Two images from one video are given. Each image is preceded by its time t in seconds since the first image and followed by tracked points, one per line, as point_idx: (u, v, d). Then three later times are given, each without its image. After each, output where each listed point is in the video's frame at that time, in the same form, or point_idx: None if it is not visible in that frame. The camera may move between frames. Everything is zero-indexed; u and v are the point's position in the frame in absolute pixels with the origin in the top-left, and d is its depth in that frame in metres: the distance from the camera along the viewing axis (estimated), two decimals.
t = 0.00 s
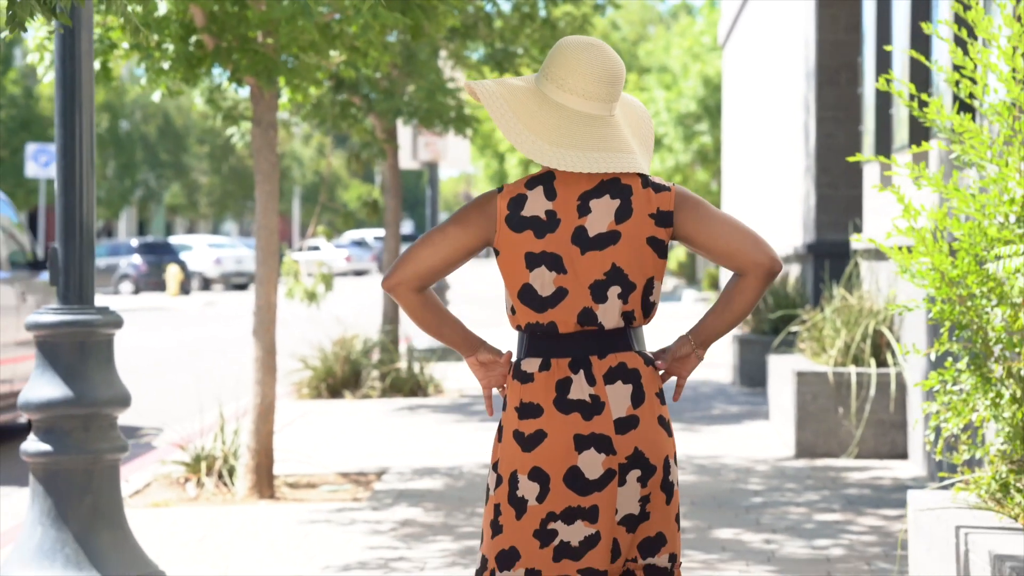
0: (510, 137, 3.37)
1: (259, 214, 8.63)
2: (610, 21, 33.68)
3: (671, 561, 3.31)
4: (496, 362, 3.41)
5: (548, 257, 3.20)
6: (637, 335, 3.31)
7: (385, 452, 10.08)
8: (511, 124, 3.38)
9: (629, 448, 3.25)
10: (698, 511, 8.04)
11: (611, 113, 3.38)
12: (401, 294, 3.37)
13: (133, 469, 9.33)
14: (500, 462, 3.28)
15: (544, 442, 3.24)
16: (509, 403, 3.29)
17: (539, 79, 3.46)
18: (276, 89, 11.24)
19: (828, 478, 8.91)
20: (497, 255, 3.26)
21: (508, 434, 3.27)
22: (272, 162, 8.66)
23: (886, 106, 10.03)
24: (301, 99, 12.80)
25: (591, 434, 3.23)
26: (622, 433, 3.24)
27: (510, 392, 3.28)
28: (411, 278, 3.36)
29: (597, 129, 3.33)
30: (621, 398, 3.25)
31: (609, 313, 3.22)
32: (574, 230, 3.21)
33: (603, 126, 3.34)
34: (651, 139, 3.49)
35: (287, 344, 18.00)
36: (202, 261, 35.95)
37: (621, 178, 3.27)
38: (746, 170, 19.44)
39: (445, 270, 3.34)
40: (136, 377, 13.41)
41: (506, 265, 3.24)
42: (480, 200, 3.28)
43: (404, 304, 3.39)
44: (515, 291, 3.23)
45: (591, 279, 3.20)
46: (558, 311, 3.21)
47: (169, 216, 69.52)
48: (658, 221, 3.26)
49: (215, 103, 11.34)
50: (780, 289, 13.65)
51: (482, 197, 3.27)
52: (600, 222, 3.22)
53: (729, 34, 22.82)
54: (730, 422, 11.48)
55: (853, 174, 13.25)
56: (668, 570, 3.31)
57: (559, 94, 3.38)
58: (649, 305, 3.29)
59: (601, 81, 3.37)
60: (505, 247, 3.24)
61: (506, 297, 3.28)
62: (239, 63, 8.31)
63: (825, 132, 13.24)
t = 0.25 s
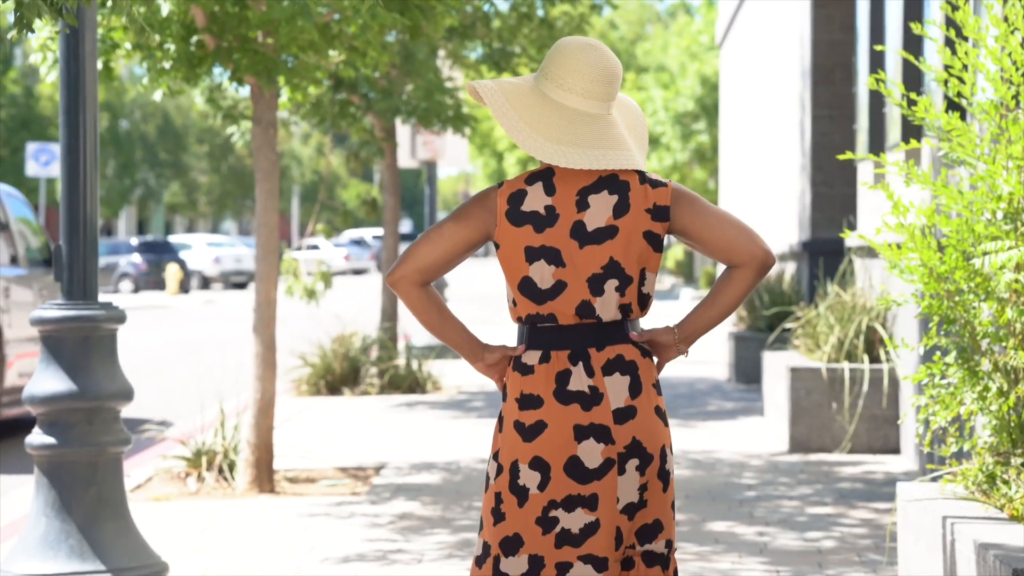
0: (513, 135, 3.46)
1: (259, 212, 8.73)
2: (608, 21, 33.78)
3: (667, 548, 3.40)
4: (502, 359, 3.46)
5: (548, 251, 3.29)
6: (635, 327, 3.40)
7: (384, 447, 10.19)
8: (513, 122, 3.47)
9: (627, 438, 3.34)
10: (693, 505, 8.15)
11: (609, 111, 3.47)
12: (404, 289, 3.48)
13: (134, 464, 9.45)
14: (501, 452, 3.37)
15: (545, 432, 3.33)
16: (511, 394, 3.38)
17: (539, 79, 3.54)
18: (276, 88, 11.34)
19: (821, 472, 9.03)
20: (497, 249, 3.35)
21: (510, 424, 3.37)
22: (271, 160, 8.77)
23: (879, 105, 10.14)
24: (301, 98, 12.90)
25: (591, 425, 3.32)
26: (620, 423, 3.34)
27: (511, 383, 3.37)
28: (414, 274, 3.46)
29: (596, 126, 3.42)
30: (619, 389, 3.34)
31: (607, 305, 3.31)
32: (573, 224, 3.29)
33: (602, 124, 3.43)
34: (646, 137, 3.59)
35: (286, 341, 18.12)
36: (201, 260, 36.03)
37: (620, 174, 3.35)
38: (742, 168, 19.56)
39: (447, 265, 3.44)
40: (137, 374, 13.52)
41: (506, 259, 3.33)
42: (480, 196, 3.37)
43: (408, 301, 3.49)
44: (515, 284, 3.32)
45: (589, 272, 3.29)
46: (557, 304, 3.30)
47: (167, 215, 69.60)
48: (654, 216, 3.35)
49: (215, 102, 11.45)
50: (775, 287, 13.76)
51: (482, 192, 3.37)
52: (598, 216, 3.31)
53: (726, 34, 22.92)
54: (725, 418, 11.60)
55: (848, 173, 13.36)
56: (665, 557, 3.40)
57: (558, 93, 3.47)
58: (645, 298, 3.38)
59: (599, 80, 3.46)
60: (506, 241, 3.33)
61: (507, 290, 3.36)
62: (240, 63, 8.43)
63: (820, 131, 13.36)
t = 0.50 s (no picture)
0: (514, 133, 3.49)
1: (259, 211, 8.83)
2: (606, 20, 33.90)
3: (663, 533, 3.40)
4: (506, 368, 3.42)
5: (546, 245, 3.32)
6: (630, 321, 3.42)
7: (383, 442, 10.29)
8: (513, 120, 3.50)
9: (622, 427, 3.37)
10: (688, 499, 8.24)
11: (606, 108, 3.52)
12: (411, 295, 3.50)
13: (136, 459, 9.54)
14: (499, 442, 3.39)
15: (542, 422, 3.35)
16: (508, 386, 3.40)
17: (537, 79, 3.59)
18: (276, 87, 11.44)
19: (815, 467, 9.12)
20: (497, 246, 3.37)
21: (507, 415, 3.39)
22: (272, 159, 8.85)
23: (874, 103, 10.24)
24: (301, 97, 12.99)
25: (587, 414, 3.35)
26: (616, 413, 3.36)
27: (508, 375, 3.40)
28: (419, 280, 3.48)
29: (595, 121, 3.46)
30: (615, 379, 3.37)
31: (603, 299, 3.34)
32: (571, 219, 3.33)
33: (600, 120, 3.47)
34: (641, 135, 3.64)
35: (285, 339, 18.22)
36: (201, 258, 36.15)
37: (616, 172, 3.39)
38: (740, 166, 19.65)
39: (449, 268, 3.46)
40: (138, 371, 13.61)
41: (505, 255, 3.35)
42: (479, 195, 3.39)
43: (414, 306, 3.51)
44: (513, 278, 3.35)
45: (586, 267, 3.32)
46: (554, 297, 3.33)
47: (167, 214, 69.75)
48: (651, 213, 3.38)
49: (216, 101, 11.56)
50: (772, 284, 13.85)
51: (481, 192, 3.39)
52: (595, 212, 3.34)
53: (724, 33, 23.03)
54: (722, 414, 11.69)
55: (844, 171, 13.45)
56: (661, 542, 3.40)
57: (557, 92, 3.52)
58: (641, 294, 3.41)
59: (596, 77, 3.51)
60: (505, 237, 3.35)
61: (504, 284, 3.39)
62: (240, 62, 8.54)
63: (816, 129, 13.45)
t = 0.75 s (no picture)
0: (513, 128, 3.57)
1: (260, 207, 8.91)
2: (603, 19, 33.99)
3: (661, 520, 3.48)
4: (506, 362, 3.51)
5: (543, 238, 3.41)
6: (627, 312, 3.50)
7: (383, 438, 10.38)
8: (513, 116, 3.58)
9: (619, 416, 3.44)
10: (685, 492, 8.34)
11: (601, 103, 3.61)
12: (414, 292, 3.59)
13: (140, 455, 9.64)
14: (499, 430, 3.48)
15: (540, 411, 3.44)
16: (507, 376, 3.49)
17: (533, 77, 3.67)
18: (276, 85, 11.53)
19: (811, 460, 9.22)
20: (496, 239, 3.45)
21: (507, 404, 3.48)
22: (271, 156, 8.93)
23: (868, 101, 10.33)
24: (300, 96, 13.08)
25: (585, 403, 3.43)
26: (613, 402, 3.44)
27: (508, 365, 3.49)
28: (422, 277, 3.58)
29: (592, 115, 3.54)
30: (612, 369, 3.45)
31: (600, 291, 3.42)
32: (568, 213, 3.41)
33: (597, 114, 3.56)
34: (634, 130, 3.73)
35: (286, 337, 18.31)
36: (201, 258, 36.25)
37: (613, 167, 3.47)
38: (737, 164, 19.75)
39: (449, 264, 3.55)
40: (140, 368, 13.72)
41: (503, 247, 3.44)
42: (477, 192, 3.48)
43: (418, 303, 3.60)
44: (511, 270, 3.44)
45: (583, 260, 3.40)
46: (551, 289, 3.41)
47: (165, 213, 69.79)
48: (647, 207, 3.45)
49: (215, 99, 11.65)
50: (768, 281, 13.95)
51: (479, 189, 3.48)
52: (592, 206, 3.42)
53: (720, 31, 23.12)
54: (719, 409, 11.79)
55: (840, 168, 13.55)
56: (659, 529, 3.48)
57: (553, 88, 3.60)
58: (638, 287, 3.48)
59: (590, 74, 3.60)
60: (504, 229, 3.44)
61: (503, 276, 3.48)
62: (240, 61, 8.63)
63: (811, 127, 13.55)
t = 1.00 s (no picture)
0: (513, 122, 3.65)
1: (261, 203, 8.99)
2: (602, 18, 34.07)
3: (659, 507, 3.55)
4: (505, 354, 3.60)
5: (541, 229, 3.49)
6: (625, 303, 3.57)
7: (383, 433, 10.46)
8: (513, 112, 3.66)
9: (617, 405, 3.52)
10: (682, 485, 8.42)
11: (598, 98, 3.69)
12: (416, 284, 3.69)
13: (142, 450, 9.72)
14: (499, 420, 3.56)
15: (539, 400, 3.51)
16: (507, 365, 3.58)
17: (532, 74, 3.76)
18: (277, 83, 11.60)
19: (807, 455, 9.30)
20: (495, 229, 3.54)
21: (506, 393, 3.56)
22: (272, 153, 9.01)
23: (864, 99, 10.42)
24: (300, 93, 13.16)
25: (583, 392, 3.51)
26: (611, 390, 3.51)
27: (508, 355, 3.57)
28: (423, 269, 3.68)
29: (590, 110, 3.62)
30: (610, 358, 3.52)
31: (598, 282, 3.50)
32: (565, 204, 3.49)
33: (594, 108, 3.64)
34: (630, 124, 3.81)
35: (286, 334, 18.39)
36: (200, 256, 36.30)
37: (610, 159, 3.54)
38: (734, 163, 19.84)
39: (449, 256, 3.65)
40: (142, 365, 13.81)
41: (502, 237, 3.53)
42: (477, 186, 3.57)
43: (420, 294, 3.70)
44: (511, 259, 3.52)
45: (580, 251, 3.48)
46: (549, 279, 3.50)
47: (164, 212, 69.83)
48: (644, 199, 3.52)
49: (216, 97, 11.73)
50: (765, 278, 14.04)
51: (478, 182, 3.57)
52: (590, 197, 3.50)
53: (718, 30, 23.21)
54: (716, 405, 11.87)
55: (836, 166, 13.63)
56: (657, 516, 3.55)
57: (551, 84, 3.69)
58: (636, 277, 3.56)
59: (587, 69, 3.68)
60: (503, 220, 3.52)
61: (503, 266, 3.57)
62: (242, 58, 8.69)
63: (808, 125, 13.63)
